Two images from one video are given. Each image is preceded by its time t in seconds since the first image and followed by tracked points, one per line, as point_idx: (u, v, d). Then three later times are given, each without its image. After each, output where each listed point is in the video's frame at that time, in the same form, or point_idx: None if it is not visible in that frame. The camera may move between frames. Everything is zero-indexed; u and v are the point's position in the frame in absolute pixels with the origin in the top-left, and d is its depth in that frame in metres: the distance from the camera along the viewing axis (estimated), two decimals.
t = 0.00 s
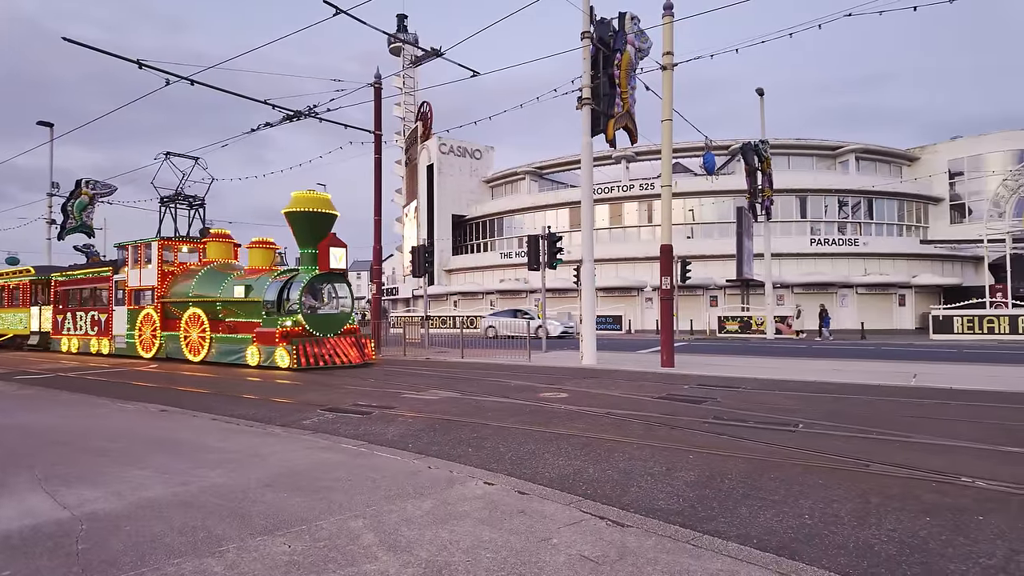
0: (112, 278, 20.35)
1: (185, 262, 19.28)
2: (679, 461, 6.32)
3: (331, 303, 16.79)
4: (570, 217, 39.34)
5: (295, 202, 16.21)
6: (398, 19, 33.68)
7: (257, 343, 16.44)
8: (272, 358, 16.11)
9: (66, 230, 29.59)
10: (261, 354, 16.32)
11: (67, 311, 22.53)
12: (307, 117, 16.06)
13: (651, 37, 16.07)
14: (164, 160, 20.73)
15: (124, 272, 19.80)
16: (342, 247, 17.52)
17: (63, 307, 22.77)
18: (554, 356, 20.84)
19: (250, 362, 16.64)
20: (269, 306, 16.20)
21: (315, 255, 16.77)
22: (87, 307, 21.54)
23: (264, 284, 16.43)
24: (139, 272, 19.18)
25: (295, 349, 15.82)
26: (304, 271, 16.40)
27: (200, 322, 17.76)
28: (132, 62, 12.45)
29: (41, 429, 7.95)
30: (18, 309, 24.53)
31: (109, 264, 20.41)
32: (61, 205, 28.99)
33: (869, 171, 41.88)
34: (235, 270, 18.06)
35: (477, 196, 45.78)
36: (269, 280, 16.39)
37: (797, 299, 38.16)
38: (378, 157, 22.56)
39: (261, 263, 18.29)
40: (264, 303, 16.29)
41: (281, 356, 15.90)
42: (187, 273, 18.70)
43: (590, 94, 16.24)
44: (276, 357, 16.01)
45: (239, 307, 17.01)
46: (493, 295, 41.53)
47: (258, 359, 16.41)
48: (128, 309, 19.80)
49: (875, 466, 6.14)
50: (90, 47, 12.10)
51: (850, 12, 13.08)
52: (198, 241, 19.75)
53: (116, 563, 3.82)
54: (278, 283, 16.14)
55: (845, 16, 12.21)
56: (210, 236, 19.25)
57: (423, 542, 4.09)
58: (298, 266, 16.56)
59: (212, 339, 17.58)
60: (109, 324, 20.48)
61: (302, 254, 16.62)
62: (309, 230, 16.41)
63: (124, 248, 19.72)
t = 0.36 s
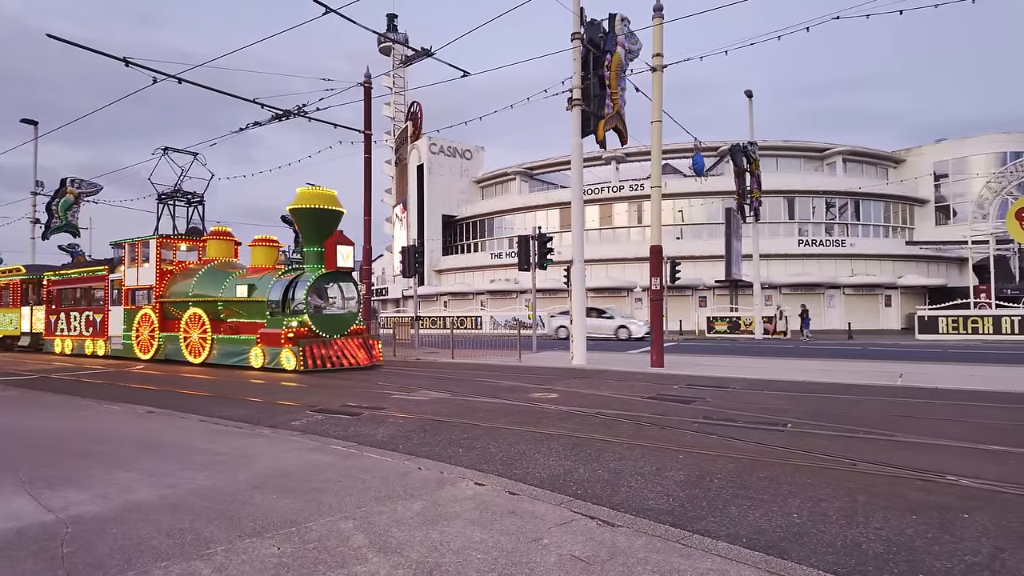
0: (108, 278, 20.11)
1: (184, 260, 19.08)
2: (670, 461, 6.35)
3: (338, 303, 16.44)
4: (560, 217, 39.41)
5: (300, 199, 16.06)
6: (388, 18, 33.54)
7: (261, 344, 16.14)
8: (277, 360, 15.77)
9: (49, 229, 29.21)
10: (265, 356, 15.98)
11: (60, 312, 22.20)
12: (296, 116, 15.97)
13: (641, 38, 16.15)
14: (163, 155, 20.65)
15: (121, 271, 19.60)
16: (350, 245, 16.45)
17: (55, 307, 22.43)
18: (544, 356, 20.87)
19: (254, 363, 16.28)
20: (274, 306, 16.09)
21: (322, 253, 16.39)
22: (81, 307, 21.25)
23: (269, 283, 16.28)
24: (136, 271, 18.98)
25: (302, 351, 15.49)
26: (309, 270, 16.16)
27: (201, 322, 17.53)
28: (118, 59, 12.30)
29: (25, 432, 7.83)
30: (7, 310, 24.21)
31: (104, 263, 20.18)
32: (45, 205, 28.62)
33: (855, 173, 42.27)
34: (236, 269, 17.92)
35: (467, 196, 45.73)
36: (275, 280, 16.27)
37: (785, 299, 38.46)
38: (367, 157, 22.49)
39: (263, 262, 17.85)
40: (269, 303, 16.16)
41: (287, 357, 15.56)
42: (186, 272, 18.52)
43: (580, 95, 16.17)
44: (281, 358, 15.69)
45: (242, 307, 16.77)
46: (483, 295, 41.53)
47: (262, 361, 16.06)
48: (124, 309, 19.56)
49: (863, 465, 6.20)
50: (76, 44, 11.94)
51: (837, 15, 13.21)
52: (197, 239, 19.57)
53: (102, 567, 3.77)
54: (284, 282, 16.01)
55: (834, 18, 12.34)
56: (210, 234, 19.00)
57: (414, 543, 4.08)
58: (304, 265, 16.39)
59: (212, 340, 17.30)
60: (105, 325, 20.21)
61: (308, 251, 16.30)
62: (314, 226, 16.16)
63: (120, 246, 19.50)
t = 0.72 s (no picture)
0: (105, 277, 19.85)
1: (185, 259, 18.86)
2: (660, 461, 6.38)
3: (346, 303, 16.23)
4: (551, 218, 39.46)
5: (307, 194, 15.52)
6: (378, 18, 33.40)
7: (267, 346, 15.72)
8: (284, 362, 15.37)
9: (35, 229, 28.87)
10: (271, 359, 15.58)
11: (56, 312, 21.92)
12: (287, 116, 15.88)
13: (631, 40, 16.22)
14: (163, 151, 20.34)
15: (119, 271, 19.29)
16: (358, 243, 16.91)
17: (51, 307, 22.14)
18: (535, 357, 20.87)
19: (260, 366, 15.88)
20: (280, 306, 15.52)
21: (330, 251, 16.10)
22: (77, 308, 20.99)
23: (276, 282, 15.81)
24: (135, 271, 18.70)
25: (310, 353, 15.14)
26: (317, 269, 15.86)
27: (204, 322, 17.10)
28: (106, 58, 12.16)
29: (9, 434, 7.73)
30: None
31: (103, 262, 19.92)
32: (30, 204, 28.28)
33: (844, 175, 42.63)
34: (241, 269, 17.47)
35: (458, 197, 45.68)
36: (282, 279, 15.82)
37: (774, 300, 38.73)
38: (358, 157, 22.39)
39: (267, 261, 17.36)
40: (275, 303, 15.62)
41: (296, 359, 15.18)
42: (187, 271, 18.22)
43: (571, 96, 16.17)
44: (288, 360, 15.29)
45: (246, 307, 16.32)
46: (474, 296, 41.47)
47: (268, 363, 15.67)
48: (123, 310, 19.28)
49: (851, 464, 6.26)
50: (63, 42, 11.79)
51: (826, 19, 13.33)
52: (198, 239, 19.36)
53: (88, 571, 3.73)
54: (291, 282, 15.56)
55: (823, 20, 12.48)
56: (212, 232, 18.65)
57: (404, 546, 4.06)
58: (311, 264, 15.99)
59: (216, 341, 16.84)
60: (103, 326, 19.96)
61: (316, 249, 15.94)
62: (322, 223, 15.69)
63: (118, 245, 19.22)
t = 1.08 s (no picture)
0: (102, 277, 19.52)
1: (185, 258, 18.49)
2: (649, 462, 6.40)
3: (355, 304, 15.72)
4: (541, 220, 39.51)
5: (315, 191, 15.33)
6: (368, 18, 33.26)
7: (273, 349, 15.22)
8: (292, 365, 14.83)
9: (17, 229, 28.44)
10: (277, 362, 15.05)
11: (50, 313, 21.51)
12: (275, 116, 15.78)
13: (621, 42, 16.31)
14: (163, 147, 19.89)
15: (116, 271, 18.94)
16: (370, 241, 15.49)
17: (45, 308, 21.75)
18: (524, 358, 20.85)
19: (265, 369, 15.35)
20: (286, 307, 15.11)
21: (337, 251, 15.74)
22: (73, 308, 20.62)
23: (282, 283, 15.32)
24: (134, 270, 18.33)
25: (319, 356, 14.60)
26: (325, 269, 15.40)
27: (206, 324, 16.60)
28: (91, 56, 11.99)
29: None
30: None
31: (100, 262, 19.56)
32: (12, 204, 27.85)
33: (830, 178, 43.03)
34: (244, 268, 16.96)
35: (448, 198, 45.62)
36: (288, 280, 15.32)
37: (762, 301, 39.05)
38: (347, 157, 22.30)
39: (272, 258, 16.86)
40: (281, 304, 15.20)
41: (303, 362, 14.64)
42: (187, 270, 17.80)
43: (561, 98, 16.22)
44: (295, 363, 14.76)
45: (250, 308, 15.81)
46: (464, 297, 41.37)
47: (274, 366, 15.12)
48: (120, 311, 18.86)
49: (837, 464, 6.31)
50: (47, 39, 11.61)
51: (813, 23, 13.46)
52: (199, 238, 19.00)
53: None
54: (298, 282, 15.09)
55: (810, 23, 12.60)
56: (214, 231, 18.41)
57: (393, 548, 4.04)
58: (319, 264, 15.48)
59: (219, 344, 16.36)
60: (99, 327, 19.61)
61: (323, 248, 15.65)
62: (331, 221, 15.52)
63: (117, 244, 18.87)
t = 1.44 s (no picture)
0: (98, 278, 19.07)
1: (184, 258, 17.94)
2: (635, 463, 6.43)
3: (364, 305, 15.19)
4: (529, 221, 39.53)
5: (322, 187, 14.62)
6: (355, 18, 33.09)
7: (279, 352, 14.82)
8: (299, 369, 14.44)
9: None
10: (283, 365, 14.68)
11: (43, 314, 21.02)
12: (261, 116, 15.65)
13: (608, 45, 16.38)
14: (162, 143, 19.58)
15: (113, 271, 18.49)
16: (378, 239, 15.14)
17: (38, 310, 21.27)
18: (513, 360, 20.86)
19: (270, 373, 14.98)
20: (291, 308, 14.63)
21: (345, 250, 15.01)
22: (67, 310, 20.12)
23: (288, 283, 14.86)
24: (131, 270, 17.87)
25: (327, 360, 14.17)
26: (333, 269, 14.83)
27: (207, 326, 16.17)
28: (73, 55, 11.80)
29: None
30: None
31: (96, 262, 19.17)
32: None
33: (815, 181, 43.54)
34: (246, 270, 16.53)
35: (436, 200, 45.55)
36: (294, 280, 14.87)
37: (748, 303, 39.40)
38: (335, 158, 22.19)
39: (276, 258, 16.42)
40: (287, 304, 14.72)
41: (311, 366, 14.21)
42: (186, 270, 17.25)
43: (549, 100, 16.27)
44: (302, 366, 14.36)
45: (254, 310, 15.38)
46: (452, 299, 41.33)
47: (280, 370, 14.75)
48: (116, 313, 18.36)
49: (820, 464, 6.37)
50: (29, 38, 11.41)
51: (798, 27, 13.61)
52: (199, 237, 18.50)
53: None
54: (306, 282, 14.63)
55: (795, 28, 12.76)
56: (215, 228, 17.81)
57: (379, 552, 4.03)
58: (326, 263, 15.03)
59: (221, 347, 15.95)
60: (94, 329, 19.08)
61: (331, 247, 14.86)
62: (338, 219, 14.75)
63: (114, 242, 18.43)
